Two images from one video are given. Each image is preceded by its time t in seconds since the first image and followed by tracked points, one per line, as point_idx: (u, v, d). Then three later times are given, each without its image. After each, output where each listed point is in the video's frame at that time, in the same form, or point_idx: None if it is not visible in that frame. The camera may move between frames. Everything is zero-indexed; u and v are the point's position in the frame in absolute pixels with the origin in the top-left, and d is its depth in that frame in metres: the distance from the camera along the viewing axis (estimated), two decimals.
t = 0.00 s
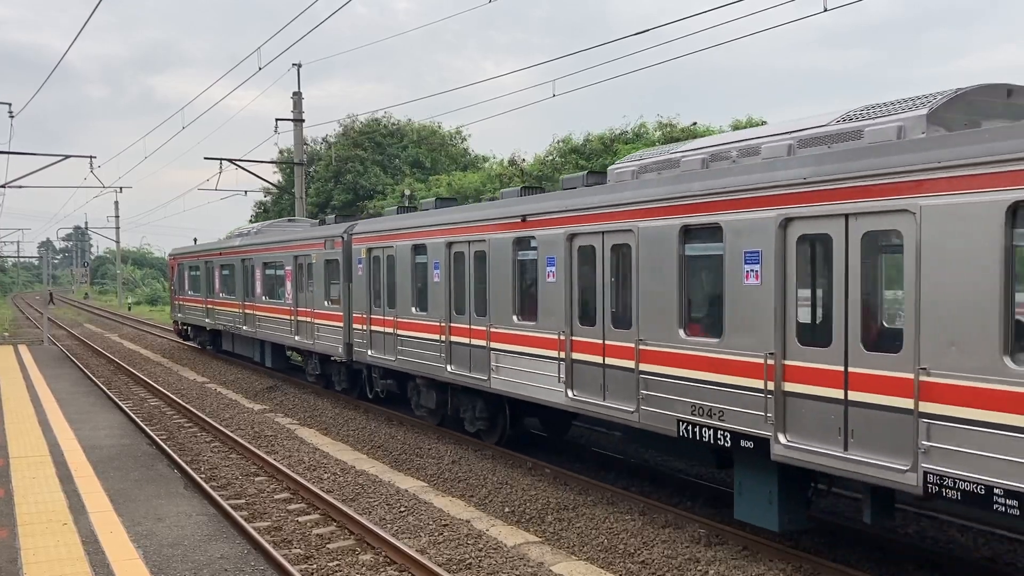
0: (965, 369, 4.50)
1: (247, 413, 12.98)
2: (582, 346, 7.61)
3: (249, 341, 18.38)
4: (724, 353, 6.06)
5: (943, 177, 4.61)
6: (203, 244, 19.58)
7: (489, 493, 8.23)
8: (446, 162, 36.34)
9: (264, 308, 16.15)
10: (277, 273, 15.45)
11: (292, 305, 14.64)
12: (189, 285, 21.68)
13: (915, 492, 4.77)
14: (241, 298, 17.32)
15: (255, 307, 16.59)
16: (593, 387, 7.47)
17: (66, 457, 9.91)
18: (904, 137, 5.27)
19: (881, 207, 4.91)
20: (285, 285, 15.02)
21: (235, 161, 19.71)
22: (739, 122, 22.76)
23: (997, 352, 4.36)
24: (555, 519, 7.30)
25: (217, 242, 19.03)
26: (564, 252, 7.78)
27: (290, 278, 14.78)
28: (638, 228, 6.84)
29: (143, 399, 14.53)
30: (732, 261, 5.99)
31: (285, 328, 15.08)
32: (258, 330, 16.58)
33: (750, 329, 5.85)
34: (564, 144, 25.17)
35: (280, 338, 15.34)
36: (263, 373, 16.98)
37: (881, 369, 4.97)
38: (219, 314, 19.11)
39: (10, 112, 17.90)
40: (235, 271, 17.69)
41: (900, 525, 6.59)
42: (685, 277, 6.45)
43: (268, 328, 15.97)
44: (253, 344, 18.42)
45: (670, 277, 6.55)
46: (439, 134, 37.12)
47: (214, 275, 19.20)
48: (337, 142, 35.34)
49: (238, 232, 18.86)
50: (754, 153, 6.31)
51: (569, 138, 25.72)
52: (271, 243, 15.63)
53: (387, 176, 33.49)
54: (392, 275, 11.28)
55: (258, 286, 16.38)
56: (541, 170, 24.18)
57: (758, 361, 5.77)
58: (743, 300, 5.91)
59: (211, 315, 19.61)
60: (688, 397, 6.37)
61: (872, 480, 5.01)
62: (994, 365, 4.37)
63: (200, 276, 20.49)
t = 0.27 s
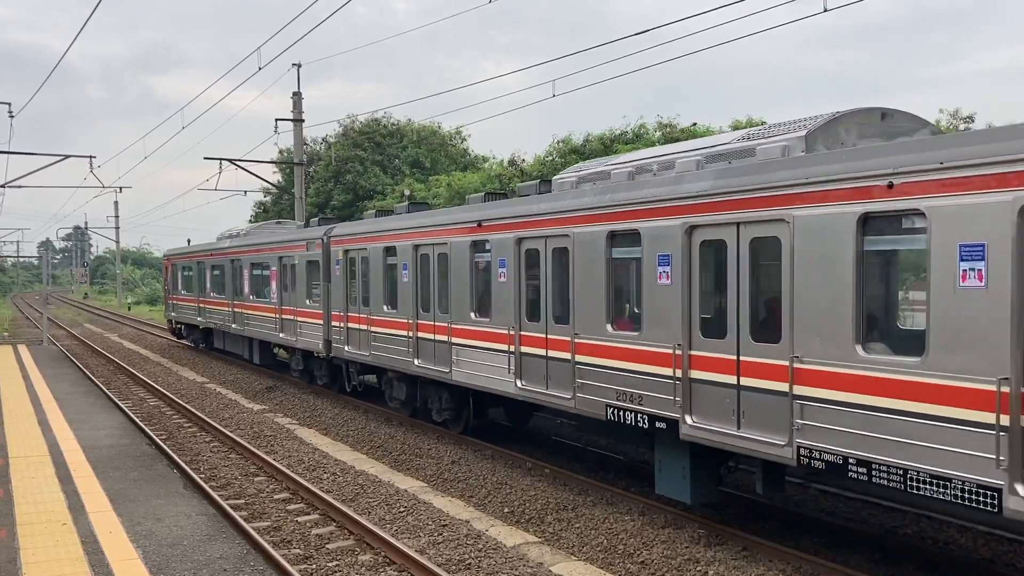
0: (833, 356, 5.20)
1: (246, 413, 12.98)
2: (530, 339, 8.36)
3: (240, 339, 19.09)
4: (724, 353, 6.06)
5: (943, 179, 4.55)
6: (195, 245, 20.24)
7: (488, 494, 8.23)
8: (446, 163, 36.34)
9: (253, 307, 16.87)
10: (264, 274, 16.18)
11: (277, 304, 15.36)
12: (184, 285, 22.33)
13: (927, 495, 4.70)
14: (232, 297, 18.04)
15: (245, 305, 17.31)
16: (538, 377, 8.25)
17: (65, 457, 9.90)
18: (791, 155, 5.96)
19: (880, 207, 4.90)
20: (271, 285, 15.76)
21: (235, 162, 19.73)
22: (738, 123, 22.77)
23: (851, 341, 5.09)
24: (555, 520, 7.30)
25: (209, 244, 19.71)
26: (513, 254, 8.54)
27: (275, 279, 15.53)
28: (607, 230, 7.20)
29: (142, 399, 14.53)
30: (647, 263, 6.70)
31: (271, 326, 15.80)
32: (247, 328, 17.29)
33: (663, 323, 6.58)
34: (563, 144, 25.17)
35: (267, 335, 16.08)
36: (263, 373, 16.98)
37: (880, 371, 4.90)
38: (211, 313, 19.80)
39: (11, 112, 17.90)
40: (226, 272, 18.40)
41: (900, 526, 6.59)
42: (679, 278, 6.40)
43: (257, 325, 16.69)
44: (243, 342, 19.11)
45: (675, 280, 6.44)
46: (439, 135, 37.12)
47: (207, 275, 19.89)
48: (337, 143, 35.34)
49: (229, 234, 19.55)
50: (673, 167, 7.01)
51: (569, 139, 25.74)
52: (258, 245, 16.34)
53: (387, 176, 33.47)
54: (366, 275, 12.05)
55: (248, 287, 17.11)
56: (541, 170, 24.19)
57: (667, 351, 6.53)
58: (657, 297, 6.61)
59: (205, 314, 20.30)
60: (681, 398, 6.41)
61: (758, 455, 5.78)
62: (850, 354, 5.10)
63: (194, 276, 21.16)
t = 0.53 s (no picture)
0: (722, 347, 6.11)
1: (246, 413, 12.98)
2: (483, 334, 9.20)
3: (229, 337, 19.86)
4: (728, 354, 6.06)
5: (952, 180, 4.54)
6: (186, 246, 21.04)
7: (488, 494, 8.23)
8: (446, 163, 36.34)
9: (240, 306, 17.65)
10: (251, 274, 16.97)
11: (263, 302, 16.19)
12: (177, 285, 23.04)
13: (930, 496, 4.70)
14: (222, 297, 18.82)
15: (234, 304, 18.10)
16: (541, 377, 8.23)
17: (64, 457, 9.90)
18: (696, 171, 6.74)
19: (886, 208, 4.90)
20: (257, 285, 16.57)
21: (235, 162, 19.75)
22: (738, 124, 22.76)
23: (734, 332, 5.99)
24: (554, 520, 7.30)
25: (200, 245, 20.45)
26: (469, 257, 9.37)
27: (261, 279, 16.36)
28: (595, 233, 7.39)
29: (142, 399, 14.53)
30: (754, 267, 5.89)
31: (257, 324, 16.60)
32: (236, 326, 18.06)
33: (593, 318, 7.47)
34: (563, 145, 25.17)
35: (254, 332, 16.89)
36: (262, 373, 16.98)
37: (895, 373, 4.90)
38: (202, 312, 20.54)
39: (11, 112, 17.87)
40: (216, 273, 19.19)
41: (900, 526, 6.59)
42: (694, 280, 6.35)
43: (245, 324, 17.49)
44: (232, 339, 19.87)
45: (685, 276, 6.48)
46: (439, 135, 37.12)
47: (198, 275, 20.64)
48: (337, 143, 35.35)
49: (219, 236, 20.31)
50: (605, 180, 7.80)
51: (569, 140, 25.74)
52: (246, 247, 17.12)
53: (387, 177, 33.45)
54: (342, 275, 12.90)
55: (236, 286, 17.88)
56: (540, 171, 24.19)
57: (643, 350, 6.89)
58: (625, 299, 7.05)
59: (196, 312, 21.03)
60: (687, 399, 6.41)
61: (663, 433, 6.71)
62: (733, 344, 6.02)
63: (186, 276, 21.87)
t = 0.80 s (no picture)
0: (719, 347, 6.04)
1: (246, 413, 12.98)
2: (444, 330, 9.82)
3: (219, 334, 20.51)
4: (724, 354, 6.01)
5: (950, 180, 4.49)
6: (177, 247, 21.76)
7: (487, 494, 8.22)
8: (446, 163, 36.37)
9: (228, 304, 18.32)
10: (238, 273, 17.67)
11: (248, 301, 16.90)
12: (171, 284, 23.67)
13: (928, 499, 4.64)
14: (211, 296, 19.50)
15: (222, 303, 18.78)
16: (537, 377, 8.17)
17: (64, 457, 9.89)
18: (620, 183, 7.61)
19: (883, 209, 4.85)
20: (243, 284, 17.26)
21: (236, 162, 19.77)
22: (737, 124, 22.79)
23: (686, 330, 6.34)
24: (553, 521, 7.30)
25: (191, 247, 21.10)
26: (432, 259, 10.00)
27: (246, 279, 17.06)
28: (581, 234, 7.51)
29: (142, 399, 14.53)
30: (686, 262, 6.36)
31: (244, 321, 17.27)
32: (224, 324, 18.73)
33: (535, 314, 8.18)
34: (563, 145, 25.19)
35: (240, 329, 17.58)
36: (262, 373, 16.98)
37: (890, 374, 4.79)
38: (194, 310, 21.18)
39: (11, 112, 17.87)
40: (206, 272, 19.86)
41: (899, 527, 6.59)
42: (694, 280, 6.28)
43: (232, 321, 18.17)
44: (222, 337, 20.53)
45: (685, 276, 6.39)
46: (439, 135, 37.16)
47: (191, 275, 21.32)
48: (337, 143, 35.38)
49: (209, 237, 20.99)
50: (545, 190, 8.64)
51: (569, 140, 25.76)
52: (233, 248, 17.82)
53: (387, 177, 33.47)
54: (316, 275, 13.60)
55: (224, 286, 18.55)
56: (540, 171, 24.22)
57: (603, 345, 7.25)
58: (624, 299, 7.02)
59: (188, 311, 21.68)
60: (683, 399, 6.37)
61: (590, 417, 7.49)
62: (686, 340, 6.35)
63: (179, 276, 22.50)
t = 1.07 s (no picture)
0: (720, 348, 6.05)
1: (245, 413, 12.98)
2: (409, 326, 10.73)
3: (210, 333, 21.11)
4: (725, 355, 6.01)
5: (948, 182, 4.49)
6: (175, 248, 21.81)
7: (487, 495, 8.22)
8: (445, 163, 36.35)
9: (218, 303, 18.99)
10: (228, 274, 18.36)
11: (237, 299, 17.66)
12: (164, 285, 24.20)
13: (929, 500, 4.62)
14: (202, 295, 20.14)
15: (212, 302, 19.44)
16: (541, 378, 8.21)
17: (64, 458, 9.89)
18: (556, 193, 8.58)
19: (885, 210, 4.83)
20: (233, 284, 18.00)
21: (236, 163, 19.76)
22: (737, 125, 22.77)
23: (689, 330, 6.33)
24: (553, 521, 7.30)
25: (183, 248, 21.69)
26: (398, 261, 10.92)
27: (235, 279, 17.81)
28: (584, 234, 7.54)
29: (141, 399, 14.53)
30: (613, 264, 7.13)
31: (233, 320, 17.96)
32: (215, 322, 19.36)
33: (484, 310, 9.11)
34: (563, 146, 25.16)
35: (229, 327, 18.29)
36: (262, 373, 16.98)
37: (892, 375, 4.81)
38: (186, 309, 21.74)
39: (10, 112, 17.85)
40: (198, 273, 20.50)
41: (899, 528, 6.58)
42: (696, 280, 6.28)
43: (222, 320, 18.88)
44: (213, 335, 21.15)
45: (685, 275, 6.39)
46: (439, 135, 37.15)
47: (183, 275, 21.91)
48: (337, 143, 35.37)
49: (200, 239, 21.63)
50: (496, 197, 9.55)
51: (569, 140, 25.76)
52: (223, 249, 18.53)
53: (387, 177, 33.44)
54: (299, 274, 14.45)
55: (215, 286, 19.21)
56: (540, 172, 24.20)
57: (598, 346, 7.35)
58: (623, 299, 7.03)
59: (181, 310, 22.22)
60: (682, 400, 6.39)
61: (529, 402, 8.41)
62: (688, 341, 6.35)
63: (172, 277, 23.04)
